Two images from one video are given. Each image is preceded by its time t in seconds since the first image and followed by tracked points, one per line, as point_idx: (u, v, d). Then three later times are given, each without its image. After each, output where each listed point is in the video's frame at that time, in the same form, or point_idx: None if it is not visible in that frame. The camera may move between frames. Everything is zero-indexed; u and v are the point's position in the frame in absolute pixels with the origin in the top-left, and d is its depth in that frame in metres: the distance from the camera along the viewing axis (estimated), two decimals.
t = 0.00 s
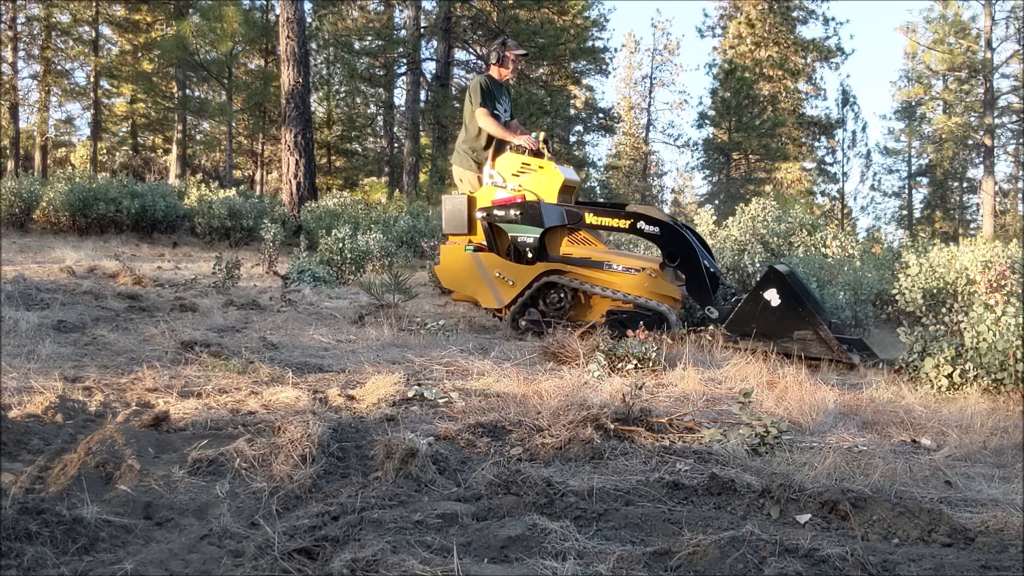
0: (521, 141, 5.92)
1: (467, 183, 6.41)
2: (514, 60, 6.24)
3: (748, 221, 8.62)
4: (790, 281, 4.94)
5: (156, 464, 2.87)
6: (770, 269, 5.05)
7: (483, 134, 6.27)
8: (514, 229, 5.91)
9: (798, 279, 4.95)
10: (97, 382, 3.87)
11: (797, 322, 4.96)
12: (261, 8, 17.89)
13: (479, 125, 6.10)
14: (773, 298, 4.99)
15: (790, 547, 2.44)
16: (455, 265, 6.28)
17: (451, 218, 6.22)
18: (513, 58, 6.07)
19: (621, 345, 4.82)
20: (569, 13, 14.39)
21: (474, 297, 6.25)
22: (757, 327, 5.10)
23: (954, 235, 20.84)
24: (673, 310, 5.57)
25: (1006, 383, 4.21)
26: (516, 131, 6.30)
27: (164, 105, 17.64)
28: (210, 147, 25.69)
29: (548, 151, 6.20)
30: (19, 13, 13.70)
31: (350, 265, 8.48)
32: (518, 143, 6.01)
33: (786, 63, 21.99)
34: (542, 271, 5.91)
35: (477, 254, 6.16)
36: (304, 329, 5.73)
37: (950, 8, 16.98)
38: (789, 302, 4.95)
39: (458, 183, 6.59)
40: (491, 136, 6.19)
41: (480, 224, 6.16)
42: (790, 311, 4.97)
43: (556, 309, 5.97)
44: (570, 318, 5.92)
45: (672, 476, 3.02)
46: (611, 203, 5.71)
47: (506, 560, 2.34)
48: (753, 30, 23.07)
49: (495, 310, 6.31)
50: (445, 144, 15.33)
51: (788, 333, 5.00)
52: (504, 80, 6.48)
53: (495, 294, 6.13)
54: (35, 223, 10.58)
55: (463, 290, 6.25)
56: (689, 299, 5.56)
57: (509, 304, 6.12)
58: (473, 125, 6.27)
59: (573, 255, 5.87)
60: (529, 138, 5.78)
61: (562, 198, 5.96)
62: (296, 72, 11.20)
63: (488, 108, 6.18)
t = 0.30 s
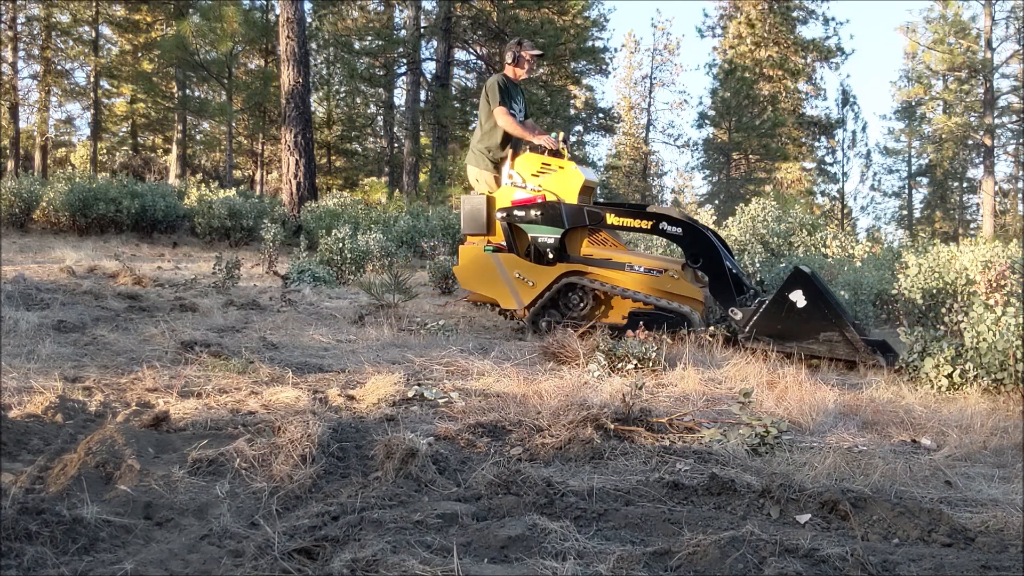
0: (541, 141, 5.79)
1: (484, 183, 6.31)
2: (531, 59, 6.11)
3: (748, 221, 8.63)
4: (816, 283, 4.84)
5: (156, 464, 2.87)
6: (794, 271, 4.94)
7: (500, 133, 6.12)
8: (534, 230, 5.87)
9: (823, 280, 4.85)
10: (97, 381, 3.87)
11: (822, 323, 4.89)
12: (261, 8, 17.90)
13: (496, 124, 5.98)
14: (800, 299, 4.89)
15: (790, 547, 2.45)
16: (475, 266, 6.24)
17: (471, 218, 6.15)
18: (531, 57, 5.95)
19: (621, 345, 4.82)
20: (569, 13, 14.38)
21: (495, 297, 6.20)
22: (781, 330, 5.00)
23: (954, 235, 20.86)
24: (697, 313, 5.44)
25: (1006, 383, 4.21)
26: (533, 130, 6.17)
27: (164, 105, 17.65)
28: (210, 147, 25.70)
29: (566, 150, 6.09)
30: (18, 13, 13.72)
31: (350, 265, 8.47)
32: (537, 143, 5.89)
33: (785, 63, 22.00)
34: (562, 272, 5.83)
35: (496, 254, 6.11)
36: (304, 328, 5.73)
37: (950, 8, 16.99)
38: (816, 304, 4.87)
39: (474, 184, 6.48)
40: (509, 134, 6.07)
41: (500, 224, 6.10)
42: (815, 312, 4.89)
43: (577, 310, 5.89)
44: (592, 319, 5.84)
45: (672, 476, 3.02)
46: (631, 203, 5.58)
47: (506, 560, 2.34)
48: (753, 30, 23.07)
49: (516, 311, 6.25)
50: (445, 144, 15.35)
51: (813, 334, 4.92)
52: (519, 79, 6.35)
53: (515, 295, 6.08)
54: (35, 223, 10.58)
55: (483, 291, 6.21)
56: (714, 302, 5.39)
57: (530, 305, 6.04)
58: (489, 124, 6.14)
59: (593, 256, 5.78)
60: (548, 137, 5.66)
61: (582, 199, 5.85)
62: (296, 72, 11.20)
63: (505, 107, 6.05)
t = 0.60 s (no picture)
0: (571, 141, 5.67)
1: (510, 185, 6.11)
2: (557, 59, 5.99)
3: (749, 221, 8.63)
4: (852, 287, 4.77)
5: (156, 464, 2.87)
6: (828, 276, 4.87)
7: (527, 133, 5.98)
8: (564, 231, 5.73)
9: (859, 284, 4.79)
10: (97, 382, 3.87)
11: (857, 328, 4.82)
12: (261, 8, 17.90)
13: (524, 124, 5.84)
14: (835, 304, 4.80)
15: (790, 547, 2.44)
16: (499, 267, 6.04)
17: (497, 219, 5.93)
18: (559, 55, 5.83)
19: (621, 345, 4.82)
20: (569, 13, 14.37)
21: (520, 300, 6.02)
22: (815, 335, 4.92)
23: (954, 236, 20.85)
24: (729, 318, 5.32)
25: (1006, 383, 4.22)
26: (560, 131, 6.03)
27: (164, 105, 17.64)
28: (210, 147, 25.69)
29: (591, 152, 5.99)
30: (18, 13, 13.74)
31: (350, 265, 8.46)
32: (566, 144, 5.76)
33: (785, 63, 22.02)
34: (591, 274, 5.68)
35: (523, 255, 5.93)
36: (304, 328, 5.73)
37: (950, 8, 17.00)
38: (851, 309, 4.79)
39: (498, 186, 6.28)
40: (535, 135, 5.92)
41: (527, 225, 5.93)
42: (850, 317, 4.82)
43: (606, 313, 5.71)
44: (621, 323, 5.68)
45: (672, 476, 3.03)
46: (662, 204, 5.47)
47: (506, 560, 2.34)
48: (753, 30, 23.06)
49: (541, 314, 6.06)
50: (445, 145, 15.36)
51: (848, 339, 4.85)
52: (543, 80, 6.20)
53: (543, 297, 5.90)
54: (35, 223, 10.58)
55: (509, 293, 6.01)
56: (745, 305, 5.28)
57: (557, 308, 5.87)
58: (516, 124, 5.99)
59: (623, 257, 5.66)
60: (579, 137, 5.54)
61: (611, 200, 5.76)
62: (296, 72, 11.20)
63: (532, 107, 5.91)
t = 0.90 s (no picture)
0: (589, 144, 5.57)
1: (533, 188, 6.00)
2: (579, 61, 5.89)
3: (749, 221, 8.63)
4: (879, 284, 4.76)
5: (156, 464, 2.87)
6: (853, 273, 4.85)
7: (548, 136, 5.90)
8: (584, 234, 5.66)
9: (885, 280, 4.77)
10: (97, 381, 3.87)
11: (886, 324, 4.79)
12: (261, 8, 17.90)
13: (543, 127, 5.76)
14: (863, 301, 4.78)
15: (790, 547, 2.44)
16: (521, 272, 6.01)
17: (517, 224, 5.90)
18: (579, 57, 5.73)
19: (621, 345, 4.83)
20: (569, 13, 14.36)
21: (543, 304, 5.97)
22: (844, 333, 4.88)
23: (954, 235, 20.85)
24: (755, 316, 5.26)
25: (1006, 384, 4.21)
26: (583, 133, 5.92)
27: (164, 105, 17.63)
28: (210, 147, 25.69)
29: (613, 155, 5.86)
30: (18, 13, 13.77)
31: (350, 265, 8.45)
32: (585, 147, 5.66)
33: (785, 63, 22.04)
34: (613, 276, 5.65)
35: (545, 259, 5.90)
36: (304, 329, 5.73)
37: (950, 8, 17.00)
38: (880, 305, 4.77)
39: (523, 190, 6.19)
40: (557, 138, 5.84)
41: (546, 228, 5.86)
42: (878, 314, 4.79)
43: (630, 315, 5.66)
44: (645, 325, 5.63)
45: (672, 476, 3.03)
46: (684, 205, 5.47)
47: (506, 560, 2.34)
48: (753, 30, 23.04)
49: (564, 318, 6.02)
50: (444, 145, 15.36)
51: (877, 336, 4.82)
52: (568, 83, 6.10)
53: (565, 301, 5.86)
54: (36, 223, 10.59)
55: (531, 297, 5.98)
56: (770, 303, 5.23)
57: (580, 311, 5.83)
58: (537, 127, 5.92)
59: (644, 259, 5.62)
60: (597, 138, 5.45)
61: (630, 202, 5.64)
62: (296, 72, 11.19)
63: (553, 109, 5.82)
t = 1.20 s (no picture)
0: (618, 145, 5.54)
1: (550, 190, 6.09)
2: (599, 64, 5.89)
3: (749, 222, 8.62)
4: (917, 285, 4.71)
5: (156, 464, 2.87)
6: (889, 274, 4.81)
7: (569, 139, 5.96)
8: (615, 236, 5.52)
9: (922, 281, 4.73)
10: (97, 381, 3.87)
11: (924, 326, 4.73)
12: (261, 8, 17.91)
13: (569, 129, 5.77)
14: (901, 302, 4.72)
15: (790, 547, 2.44)
16: (549, 275, 5.86)
17: (545, 224, 5.76)
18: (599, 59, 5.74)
19: (621, 345, 4.83)
20: (569, 13, 14.37)
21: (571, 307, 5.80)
22: (881, 335, 4.81)
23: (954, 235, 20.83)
24: (789, 321, 5.16)
25: (1006, 384, 4.22)
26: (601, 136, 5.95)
27: (164, 105, 17.65)
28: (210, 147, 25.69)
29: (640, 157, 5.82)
30: (18, 13, 13.80)
31: (349, 265, 8.45)
32: (613, 148, 5.62)
33: (785, 63, 22.05)
34: (643, 279, 5.50)
35: (574, 262, 5.74)
36: (304, 329, 5.73)
37: (950, 8, 17.00)
38: (918, 306, 4.72)
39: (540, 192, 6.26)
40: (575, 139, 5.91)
41: (575, 230, 5.73)
42: (916, 315, 4.74)
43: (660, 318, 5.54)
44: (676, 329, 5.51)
45: (672, 476, 3.02)
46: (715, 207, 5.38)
47: (506, 560, 2.34)
48: (753, 30, 23.02)
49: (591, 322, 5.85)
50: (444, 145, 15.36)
51: (914, 338, 4.76)
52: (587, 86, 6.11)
53: (593, 303, 5.69)
54: (35, 223, 10.59)
55: (559, 300, 5.82)
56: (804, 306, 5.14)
57: (610, 314, 5.67)
58: (558, 129, 5.95)
59: (675, 261, 5.49)
60: (628, 140, 5.41)
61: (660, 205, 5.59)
62: (296, 72, 11.19)
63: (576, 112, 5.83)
